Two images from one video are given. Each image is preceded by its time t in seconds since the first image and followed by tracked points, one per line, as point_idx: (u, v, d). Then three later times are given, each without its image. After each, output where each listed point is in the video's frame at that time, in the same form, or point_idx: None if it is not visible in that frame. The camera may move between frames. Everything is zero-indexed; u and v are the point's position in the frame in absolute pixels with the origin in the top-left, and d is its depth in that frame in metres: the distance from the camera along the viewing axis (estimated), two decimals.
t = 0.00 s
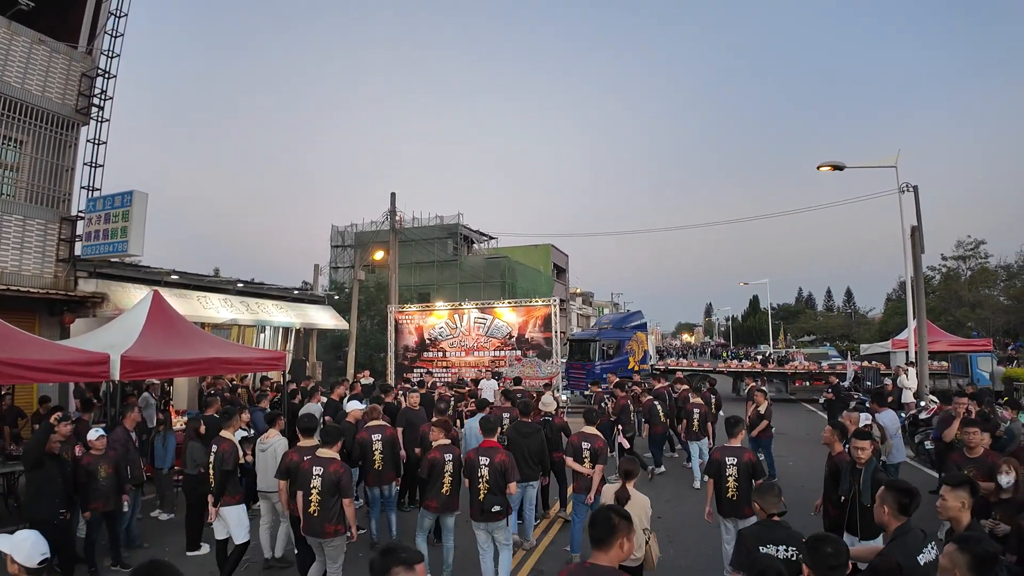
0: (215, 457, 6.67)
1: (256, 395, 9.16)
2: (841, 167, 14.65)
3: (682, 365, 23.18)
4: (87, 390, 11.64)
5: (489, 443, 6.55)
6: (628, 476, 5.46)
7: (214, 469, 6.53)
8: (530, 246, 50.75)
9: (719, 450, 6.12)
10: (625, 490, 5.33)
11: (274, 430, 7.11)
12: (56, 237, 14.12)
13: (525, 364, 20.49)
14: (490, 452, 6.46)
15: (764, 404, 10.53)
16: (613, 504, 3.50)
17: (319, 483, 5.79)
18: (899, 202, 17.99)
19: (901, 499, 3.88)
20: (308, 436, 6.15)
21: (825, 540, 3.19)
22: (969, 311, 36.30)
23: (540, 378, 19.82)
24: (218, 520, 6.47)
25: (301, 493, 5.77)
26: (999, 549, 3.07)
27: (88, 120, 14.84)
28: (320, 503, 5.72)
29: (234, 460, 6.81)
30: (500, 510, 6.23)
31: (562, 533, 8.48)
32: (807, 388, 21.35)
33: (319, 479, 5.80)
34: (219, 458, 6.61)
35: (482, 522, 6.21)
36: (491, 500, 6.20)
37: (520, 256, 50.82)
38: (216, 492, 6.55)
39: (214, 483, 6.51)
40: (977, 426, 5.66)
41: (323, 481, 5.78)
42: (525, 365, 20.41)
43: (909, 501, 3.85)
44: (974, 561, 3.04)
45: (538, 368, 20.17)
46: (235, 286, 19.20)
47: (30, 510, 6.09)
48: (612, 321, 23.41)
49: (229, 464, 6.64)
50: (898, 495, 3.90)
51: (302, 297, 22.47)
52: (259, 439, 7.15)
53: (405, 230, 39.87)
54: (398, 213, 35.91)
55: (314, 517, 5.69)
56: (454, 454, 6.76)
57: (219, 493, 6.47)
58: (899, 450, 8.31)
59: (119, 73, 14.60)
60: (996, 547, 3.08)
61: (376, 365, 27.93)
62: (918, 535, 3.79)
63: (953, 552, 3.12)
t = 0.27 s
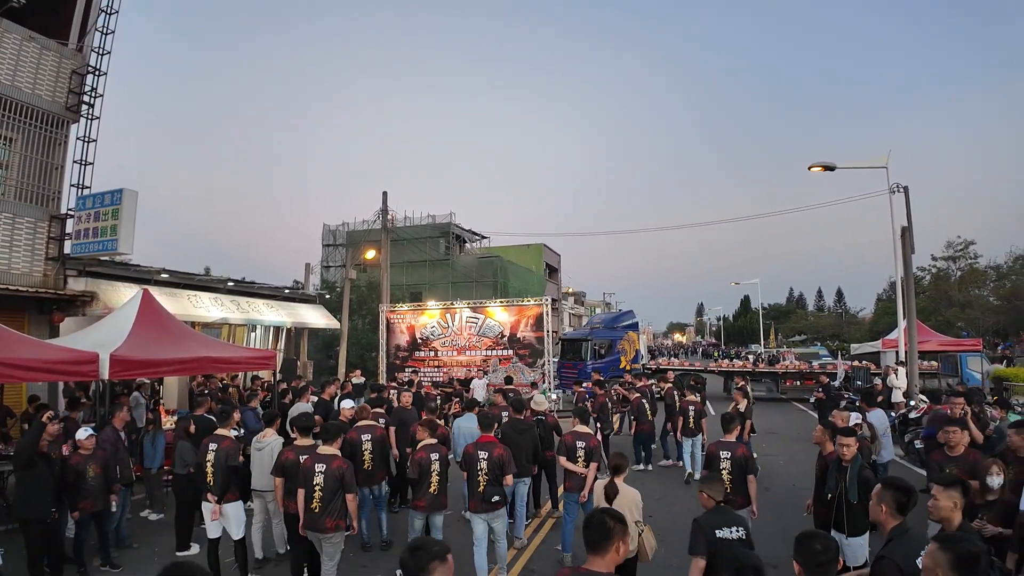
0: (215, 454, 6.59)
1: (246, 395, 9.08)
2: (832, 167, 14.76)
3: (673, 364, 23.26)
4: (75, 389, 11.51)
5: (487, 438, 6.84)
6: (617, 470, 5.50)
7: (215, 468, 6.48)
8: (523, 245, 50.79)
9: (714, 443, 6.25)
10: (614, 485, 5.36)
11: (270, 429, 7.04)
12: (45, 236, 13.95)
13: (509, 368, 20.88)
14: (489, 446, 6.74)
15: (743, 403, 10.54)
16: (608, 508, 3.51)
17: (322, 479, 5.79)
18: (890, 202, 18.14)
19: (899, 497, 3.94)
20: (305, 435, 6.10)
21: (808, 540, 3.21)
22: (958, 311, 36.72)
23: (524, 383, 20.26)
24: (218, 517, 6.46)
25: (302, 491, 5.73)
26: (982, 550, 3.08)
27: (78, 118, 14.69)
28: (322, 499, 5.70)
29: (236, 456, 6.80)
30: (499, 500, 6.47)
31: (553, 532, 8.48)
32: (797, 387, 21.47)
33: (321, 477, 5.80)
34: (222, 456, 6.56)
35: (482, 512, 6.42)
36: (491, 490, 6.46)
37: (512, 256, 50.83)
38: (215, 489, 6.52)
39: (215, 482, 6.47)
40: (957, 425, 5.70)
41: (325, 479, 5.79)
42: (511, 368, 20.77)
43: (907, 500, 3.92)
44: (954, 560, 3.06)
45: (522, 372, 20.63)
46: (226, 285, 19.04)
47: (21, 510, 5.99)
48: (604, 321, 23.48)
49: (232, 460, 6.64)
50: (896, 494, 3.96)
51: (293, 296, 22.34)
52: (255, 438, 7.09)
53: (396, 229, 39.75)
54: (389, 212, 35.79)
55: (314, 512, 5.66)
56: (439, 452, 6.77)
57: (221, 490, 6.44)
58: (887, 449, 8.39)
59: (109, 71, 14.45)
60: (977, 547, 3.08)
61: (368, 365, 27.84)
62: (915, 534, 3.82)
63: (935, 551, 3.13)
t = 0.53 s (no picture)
0: (222, 454, 6.57)
1: (239, 395, 9.03)
2: (824, 168, 14.86)
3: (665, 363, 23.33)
4: (66, 388, 11.40)
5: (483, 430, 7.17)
6: (610, 467, 5.50)
7: (221, 469, 6.52)
8: (516, 245, 50.80)
9: (715, 440, 6.79)
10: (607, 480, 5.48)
11: (269, 428, 7.03)
12: (36, 234, 13.81)
13: (495, 360, 20.99)
14: (484, 438, 7.05)
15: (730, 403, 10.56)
16: (609, 511, 3.54)
17: (323, 476, 5.76)
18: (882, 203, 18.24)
19: (899, 499, 3.95)
20: (302, 433, 6.08)
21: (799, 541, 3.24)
22: (950, 311, 37.03)
23: (512, 378, 20.54)
24: (229, 515, 6.57)
25: (303, 489, 5.70)
26: (967, 548, 3.12)
27: (70, 116, 14.55)
28: (323, 496, 5.70)
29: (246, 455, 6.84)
30: (497, 488, 6.86)
31: (545, 532, 8.47)
32: (789, 387, 21.60)
33: (321, 474, 5.76)
34: (230, 455, 6.59)
35: (478, 498, 6.76)
36: (490, 478, 6.82)
37: (506, 255, 50.85)
38: (222, 488, 6.55)
39: (223, 481, 6.51)
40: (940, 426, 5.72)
41: (326, 475, 5.76)
42: (495, 360, 20.92)
43: (907, 502, 3.94)
44: (941, 559, 3.08)
45: (508, 366, 20.71)
46: (218, 284, 18.92)
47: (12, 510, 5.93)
48: (597, 320, 23.53)
49: (239, 459, 6.68)
50: (896, 495, 3.97)
51: (286, 295, 22.25)
52: (253, 437, 7.08)
53: (390, 228, 39.64)
54: (383, 211, 35.69)
55: (317, 508, 5.68)
56: (422, 453, 6.82)
57: (229, 488, 6.53)
58: (878, 449, 8.43)
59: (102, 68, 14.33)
60: (962, 546, 3.12)
61: (361, 364, 27.76)
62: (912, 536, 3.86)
63: (921, 550, 3.17)
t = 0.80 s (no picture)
0: (231, 452, 6.62)
1: (233, 395, 8.98)
2: (818, 168, 14.94)
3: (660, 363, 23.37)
4: (59, 387, 11.31)
5: (474, 428, 7.52)
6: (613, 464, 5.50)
7: (231, 469, 6.53)
8: (511, 245, 50.82)
9: (714, 434, 7.02)
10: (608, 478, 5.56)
11: (269, 427, 7.07)
12: (30, 233, 13.71)
13: (485, 367, 21.09)
14: (475, 435, 7.41)
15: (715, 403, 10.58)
16: (607, 512, 3.54)
17: (324, 474, 5.82)
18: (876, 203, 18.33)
19: (900, 503, 3.97)
20: (297, 433, 6.08)
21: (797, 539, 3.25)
22: (943, 311, 37.27)
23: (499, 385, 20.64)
24: (234, 513, 6.55)
25: (304, 487, 5.75)
26: (957, 548, 3.13)
27: (64, 115, 14.46)
28: (326, 492, 5.79)
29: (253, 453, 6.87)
30: (486, 484, 7.21)
31: (539, 531, 8.48)
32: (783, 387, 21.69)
33: (324, 472, 5.82)
34: (238, 454, 6.62)
35: (469, 493, 7.13)
36: (479, 473, 7.18)
37: (501, 255, 50.86)
38: (231, 485, 6.58)
39: (233, 482, 6.51)
40: (929, 427, 5.76)
41: (329, 473, 5.82)
42: (484, 369, 21.06)
43: (909, 506, 3.95)
44: (931, 558, 3.11)
45: (498, 373, 20.84)
46: (212, 284, 18.81)
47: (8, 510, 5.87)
48: (592, 320, 23.57)
49: (247, 458, 6.70)
50: (898, 499, 3.98)
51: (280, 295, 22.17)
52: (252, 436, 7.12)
53: (385, 228, 39.57)
54: (378, 211, 35.62)
55: (320, 507, 5.75)
56: (406, 451, 6.88)
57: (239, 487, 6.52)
58: (871, 448, 8.44)
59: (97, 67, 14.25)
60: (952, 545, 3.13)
61: (355, 364, 27.70)
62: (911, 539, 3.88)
63: (912, 551, 3.20)
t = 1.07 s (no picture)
0: (234, 450, 6.57)
1: (228, 395, 8.95)
2: (814, 169, 15.00)
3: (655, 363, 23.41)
4: (54, 387, 11.24)
5: (468, 423, 7.58)
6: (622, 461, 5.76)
7: (234, 465, 6.50)
8: (507, 245, 50.84)
9: (708, 433, 7.05)
10: (623, 475, 5.78)
11: (267, 428, 7.08)
12: (25, 233, 13.63)
13: (477, 361, 21.11)
14: (470, 430, 7.48)
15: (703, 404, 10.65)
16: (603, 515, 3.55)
17: (333, 472, 5.85)
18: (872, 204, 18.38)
19: (901, 506, 3.99)
20: (288, 432, 6.06)
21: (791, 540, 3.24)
22: (939, 311, 37.49)
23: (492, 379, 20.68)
24: (234, 510, 6.47)
25: (310, 485, 5.78)
26: (950, 546, 3.16)
27: (60, 114, 14.38)
28: (333, 491, 5.82)
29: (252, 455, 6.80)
30: (479, 477, 7.20)
31: (536, 530, 8.45)
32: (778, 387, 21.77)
33: (332, 470, 5.86)
34: (242, 452, 6.59)
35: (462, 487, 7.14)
36: (472, 467, 7.17)
37: (497, 255, 50.86)
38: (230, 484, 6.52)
39: (235, 479, 6.47)
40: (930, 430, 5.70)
41: (336, 471, 5.85)
42: (476, 362, 21.07)
43: (909, 509, 3.97)
44: (925, 557, 3.12)
45: (489, 365, 20.88)
46: (208, 284, 18.72)
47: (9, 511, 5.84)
48: (588, 320, 23.62)
49: (250, 457, 6.65)
50: (898, 502, 4.00)
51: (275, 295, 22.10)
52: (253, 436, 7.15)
53: (381, 228, 39.51)
54: (374, 210, 35.56)
55: (328, 505, 5.76)
56: (398, 449, 6.93)
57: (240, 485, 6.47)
58: (867, 448, 8.45)
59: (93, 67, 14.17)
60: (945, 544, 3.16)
61: (351, 364, 27.65)
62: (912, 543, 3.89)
63: (907, 550, 3.20)
